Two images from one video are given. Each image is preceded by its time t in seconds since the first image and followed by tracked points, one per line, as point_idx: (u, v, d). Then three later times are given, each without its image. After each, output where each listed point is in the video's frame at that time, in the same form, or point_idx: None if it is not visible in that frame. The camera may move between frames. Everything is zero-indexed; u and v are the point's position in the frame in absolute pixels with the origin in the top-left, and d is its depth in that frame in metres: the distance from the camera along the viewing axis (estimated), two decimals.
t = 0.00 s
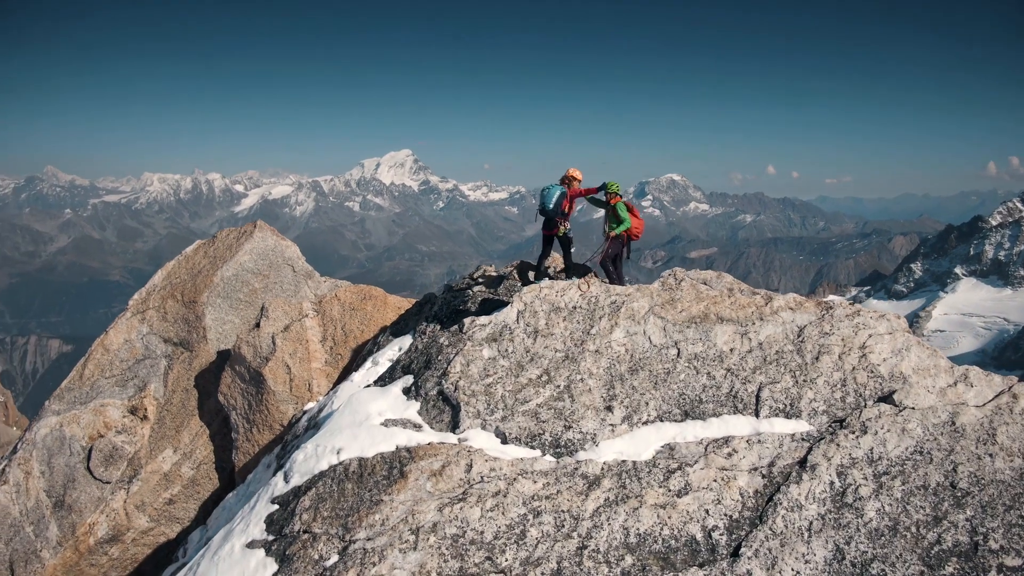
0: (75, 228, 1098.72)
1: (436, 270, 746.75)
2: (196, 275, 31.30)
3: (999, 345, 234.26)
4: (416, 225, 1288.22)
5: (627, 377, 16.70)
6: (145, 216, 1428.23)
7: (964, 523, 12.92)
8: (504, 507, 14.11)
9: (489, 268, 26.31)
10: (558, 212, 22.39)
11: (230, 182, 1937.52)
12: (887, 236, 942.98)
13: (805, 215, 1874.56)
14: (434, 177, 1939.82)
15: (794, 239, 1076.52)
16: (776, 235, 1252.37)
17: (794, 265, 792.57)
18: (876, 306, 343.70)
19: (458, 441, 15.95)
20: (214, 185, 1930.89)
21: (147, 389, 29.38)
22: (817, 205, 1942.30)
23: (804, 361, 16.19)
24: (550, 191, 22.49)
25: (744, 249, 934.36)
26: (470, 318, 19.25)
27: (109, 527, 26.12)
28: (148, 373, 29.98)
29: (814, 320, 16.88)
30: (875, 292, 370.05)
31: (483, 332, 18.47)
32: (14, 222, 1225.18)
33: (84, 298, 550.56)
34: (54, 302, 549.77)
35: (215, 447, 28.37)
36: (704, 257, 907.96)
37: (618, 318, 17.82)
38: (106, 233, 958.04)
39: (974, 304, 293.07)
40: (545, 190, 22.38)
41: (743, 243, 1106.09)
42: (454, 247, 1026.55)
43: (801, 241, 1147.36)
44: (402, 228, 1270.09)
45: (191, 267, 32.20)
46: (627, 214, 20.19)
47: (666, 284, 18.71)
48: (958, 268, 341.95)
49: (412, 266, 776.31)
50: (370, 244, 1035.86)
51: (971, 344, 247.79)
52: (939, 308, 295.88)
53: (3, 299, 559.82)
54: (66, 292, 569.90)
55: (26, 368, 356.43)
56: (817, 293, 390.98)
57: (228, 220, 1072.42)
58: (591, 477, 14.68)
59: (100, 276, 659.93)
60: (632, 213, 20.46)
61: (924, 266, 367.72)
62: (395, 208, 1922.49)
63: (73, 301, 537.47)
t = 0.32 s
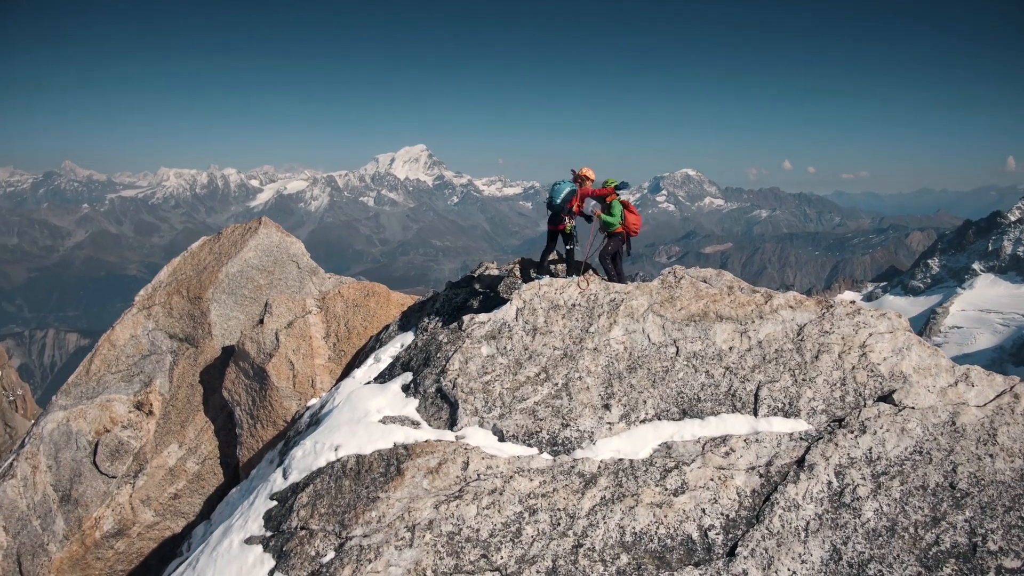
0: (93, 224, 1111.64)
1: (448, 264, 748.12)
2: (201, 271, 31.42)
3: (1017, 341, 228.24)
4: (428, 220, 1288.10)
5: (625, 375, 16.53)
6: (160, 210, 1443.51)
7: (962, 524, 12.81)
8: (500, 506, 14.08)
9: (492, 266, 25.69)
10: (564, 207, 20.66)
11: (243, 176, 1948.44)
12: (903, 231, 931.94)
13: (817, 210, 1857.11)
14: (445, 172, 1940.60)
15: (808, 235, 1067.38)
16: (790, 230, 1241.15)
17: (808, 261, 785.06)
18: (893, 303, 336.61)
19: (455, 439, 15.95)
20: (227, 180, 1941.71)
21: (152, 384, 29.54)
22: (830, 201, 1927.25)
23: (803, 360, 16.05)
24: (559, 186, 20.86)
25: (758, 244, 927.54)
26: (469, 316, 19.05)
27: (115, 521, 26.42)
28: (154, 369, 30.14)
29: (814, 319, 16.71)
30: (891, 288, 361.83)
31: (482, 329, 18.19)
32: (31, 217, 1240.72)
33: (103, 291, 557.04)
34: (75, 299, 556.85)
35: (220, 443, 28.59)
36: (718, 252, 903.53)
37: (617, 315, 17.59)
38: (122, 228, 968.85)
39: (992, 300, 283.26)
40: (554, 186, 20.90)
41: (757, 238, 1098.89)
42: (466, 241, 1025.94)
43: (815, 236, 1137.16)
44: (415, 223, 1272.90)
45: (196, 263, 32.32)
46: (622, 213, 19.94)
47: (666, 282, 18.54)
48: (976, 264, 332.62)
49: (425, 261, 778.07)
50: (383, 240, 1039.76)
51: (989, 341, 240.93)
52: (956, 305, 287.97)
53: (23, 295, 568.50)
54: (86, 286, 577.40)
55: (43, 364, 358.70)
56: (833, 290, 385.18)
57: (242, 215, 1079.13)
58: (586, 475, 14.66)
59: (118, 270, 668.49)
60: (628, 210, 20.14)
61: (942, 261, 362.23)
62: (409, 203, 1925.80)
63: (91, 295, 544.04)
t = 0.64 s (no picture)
0: (108, 219, 1122.36)
1: (460, 259, 749.07)
2: (206, 267, 31.62)
3: None
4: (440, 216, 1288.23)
5: (622, 374, 16.42)
6: (176, 205, 1457.87)
7: (961, 526, 12.68)
8: (495, 503, 14.10)
9: (493, 264, 25.25)
10: (567, 205, 20.36)
11: (257, 172, 1954.20)
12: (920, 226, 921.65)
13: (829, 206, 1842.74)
14: (457, 167, 1939.72)
15: (823, 231, 1058.97)
16: (804, 225, 1231.24)
17: (823, 256, 778.47)
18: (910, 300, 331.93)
19: (451, 436, 15.93)
20: (241, 175, 1952.68)
21: (157, 380, 29.72)
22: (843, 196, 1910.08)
23: (801, 359, 15.93)
24: (562, 182, 20.42)
25: (772, 240, 921.29)
26: (467, 313, 18.98)
27: (120, 515, 26.60)
28: (158, 364, 30.32)
29: (814, 317, 16.56)
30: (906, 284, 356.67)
31: (480, 327, 18.10)
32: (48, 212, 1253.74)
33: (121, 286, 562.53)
34: (93, 292, 561.17)
35: (224, 438, 28.83)
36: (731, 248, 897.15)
37: (615, 313, 17.46)
38: (139, 223, 977.11)
39: (1010, 296, 281.23)
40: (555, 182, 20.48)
41: (771, 234, 1090.98)
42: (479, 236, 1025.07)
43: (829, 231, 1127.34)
44: (428, 218, 1273.88)
45: (201, 259, 32.52)
46: (614, 206, 19.68)
47: (663, 280, 18.44)
48: (994, 258, 328.73)
49: (438, 255, 778.55)
50: (396, 235, 1041.71)
51: (1005, 338, 236.72)
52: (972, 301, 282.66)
53: (43, 289, 576.08)
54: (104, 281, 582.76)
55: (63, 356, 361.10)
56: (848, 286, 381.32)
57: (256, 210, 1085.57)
58: (582, 474, 14.62)
59: (134, 265, 675.62)
60: (620, 204, 19.79)
61: (958, 256, 357.93)
62: (422, 198, 1928.20)
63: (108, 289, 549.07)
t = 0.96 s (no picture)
0: (122, 214, 1131.82)
1: (469, 254, 750.17)
2: (207, 264, 31.63)
3: None
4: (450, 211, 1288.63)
5: (617, 371, 16.35)
6: (188, 201, 1466.95)
7: (955, 526, 12.59)
8: (487, 501, 14.11)
9: (491, 261, 25.08)
10: (564, 202, 20.21)
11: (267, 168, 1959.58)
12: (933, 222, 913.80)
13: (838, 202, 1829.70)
14: (467, 162, 1939.89)
15: (836, 226, 1052.91)
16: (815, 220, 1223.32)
17: (835, 252, 774.48)
18: (923, 296, 328.27)
19: (444, 434, 15.91)
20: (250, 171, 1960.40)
21: (158, 375, 29.85)
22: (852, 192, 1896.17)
23: (797, 358, 15.79)
24: (561, 180, 20.30)
25: (784, 235, 916.06)
26: (463, 310, 18.88)
27: (121, 510, 26.77)
28: (159, 360, 30.47)
29: (810, 316, 16.45)
30: (920, 279, 353.16)
31: (476, 324, 18.04)
32: (61, 207, 1266.51)
33: (135, 280, 567.52)
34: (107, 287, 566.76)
35: (224, 434, 28.90)
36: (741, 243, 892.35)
37: (610, 311, 17.36)
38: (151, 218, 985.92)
39: None
40: (553, 180, 20.30)
41: (782, 230, 1086.80)
42: (488, 231, 1025.35)
43: (841, 226, 1120.04)
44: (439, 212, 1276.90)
45: (201, 255, 32.53)
46: (606, 203, 19.44)
47: (659, 278, 18.36)
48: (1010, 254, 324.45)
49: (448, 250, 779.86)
50: (406, 231, 1044.02)
51: (1019, 334, 233.24)
52: (986, 296, 278.89)
53: (58, 283, 581.79)
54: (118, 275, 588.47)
55: (78, 347, 362.67)
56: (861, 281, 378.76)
57: (267, 206, 1091.08)
58: (574, 472, 14.59)
59: (148, 259, 681.70)
60: (613, 201, 19.55)
61: (973, 252, 353.69)
62: (432, 193, 1930.35)
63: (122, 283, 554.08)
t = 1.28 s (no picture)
0: (133, 208, 1134.49)
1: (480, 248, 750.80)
2: (206, 259, 31.68)
3: None
4: (461, 205, 1288.09)
5: (609, 369, 16.27)
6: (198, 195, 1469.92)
7: (945, 526, 12.51)
8: (477, 499, 14.09)
9: (488, 259, 25.01)
10: (557, 199, 20.20)
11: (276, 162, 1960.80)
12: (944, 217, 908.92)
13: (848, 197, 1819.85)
14: (476, 157, 1939.72)
15: (846, 221, 1048.55)
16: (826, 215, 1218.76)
17: (846, 246, 772.04)
18: (935, 291, 327.49)
19: (436, 431, 15.88)
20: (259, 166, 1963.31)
21: (158, 370, 30.02)
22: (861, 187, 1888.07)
23: (790, 355, 15.69)
24: (554, 177, 20.27)
25: (794, 230, 913.48)
26: (456, 307, 18.78)
27: (121, 504, 26.85)
28: (159, 355, 30.63)
29: (802, 313, 16.35)
30: (932, 275, 352.21)
31: (468, 321, 17.99)
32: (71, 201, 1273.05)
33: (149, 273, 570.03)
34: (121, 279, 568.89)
35: (223, 430, 28.83)
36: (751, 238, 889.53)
37: (602, 309, 17.26)
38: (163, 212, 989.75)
39: None
40: (547, 176, 20.30)
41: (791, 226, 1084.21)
42: (498, 226, 1025.84)
43: (852, 221, 1116.68)
44: (448, 207, 1278.08)
45: (201, 251, 32.57)
46: (596, 200, 19.33)
47: (652, 275, 18.18)
48: None
49: (459, 245, 781.06)
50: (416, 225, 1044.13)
51: None
52: (998, 292, 277.07)
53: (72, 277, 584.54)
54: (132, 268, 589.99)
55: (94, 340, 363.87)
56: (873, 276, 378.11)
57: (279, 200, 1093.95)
58: (565, 470, 14.54)
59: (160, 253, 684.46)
60: (604, 197, 19.42)
61: (985, 247, 351.73)
62: (441, 188, 1931.55)
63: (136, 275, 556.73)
